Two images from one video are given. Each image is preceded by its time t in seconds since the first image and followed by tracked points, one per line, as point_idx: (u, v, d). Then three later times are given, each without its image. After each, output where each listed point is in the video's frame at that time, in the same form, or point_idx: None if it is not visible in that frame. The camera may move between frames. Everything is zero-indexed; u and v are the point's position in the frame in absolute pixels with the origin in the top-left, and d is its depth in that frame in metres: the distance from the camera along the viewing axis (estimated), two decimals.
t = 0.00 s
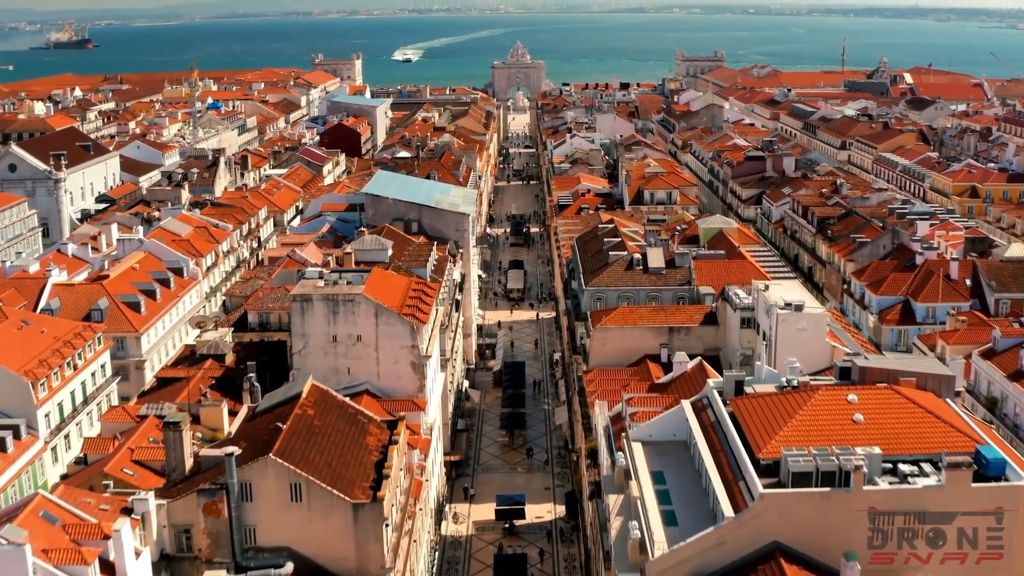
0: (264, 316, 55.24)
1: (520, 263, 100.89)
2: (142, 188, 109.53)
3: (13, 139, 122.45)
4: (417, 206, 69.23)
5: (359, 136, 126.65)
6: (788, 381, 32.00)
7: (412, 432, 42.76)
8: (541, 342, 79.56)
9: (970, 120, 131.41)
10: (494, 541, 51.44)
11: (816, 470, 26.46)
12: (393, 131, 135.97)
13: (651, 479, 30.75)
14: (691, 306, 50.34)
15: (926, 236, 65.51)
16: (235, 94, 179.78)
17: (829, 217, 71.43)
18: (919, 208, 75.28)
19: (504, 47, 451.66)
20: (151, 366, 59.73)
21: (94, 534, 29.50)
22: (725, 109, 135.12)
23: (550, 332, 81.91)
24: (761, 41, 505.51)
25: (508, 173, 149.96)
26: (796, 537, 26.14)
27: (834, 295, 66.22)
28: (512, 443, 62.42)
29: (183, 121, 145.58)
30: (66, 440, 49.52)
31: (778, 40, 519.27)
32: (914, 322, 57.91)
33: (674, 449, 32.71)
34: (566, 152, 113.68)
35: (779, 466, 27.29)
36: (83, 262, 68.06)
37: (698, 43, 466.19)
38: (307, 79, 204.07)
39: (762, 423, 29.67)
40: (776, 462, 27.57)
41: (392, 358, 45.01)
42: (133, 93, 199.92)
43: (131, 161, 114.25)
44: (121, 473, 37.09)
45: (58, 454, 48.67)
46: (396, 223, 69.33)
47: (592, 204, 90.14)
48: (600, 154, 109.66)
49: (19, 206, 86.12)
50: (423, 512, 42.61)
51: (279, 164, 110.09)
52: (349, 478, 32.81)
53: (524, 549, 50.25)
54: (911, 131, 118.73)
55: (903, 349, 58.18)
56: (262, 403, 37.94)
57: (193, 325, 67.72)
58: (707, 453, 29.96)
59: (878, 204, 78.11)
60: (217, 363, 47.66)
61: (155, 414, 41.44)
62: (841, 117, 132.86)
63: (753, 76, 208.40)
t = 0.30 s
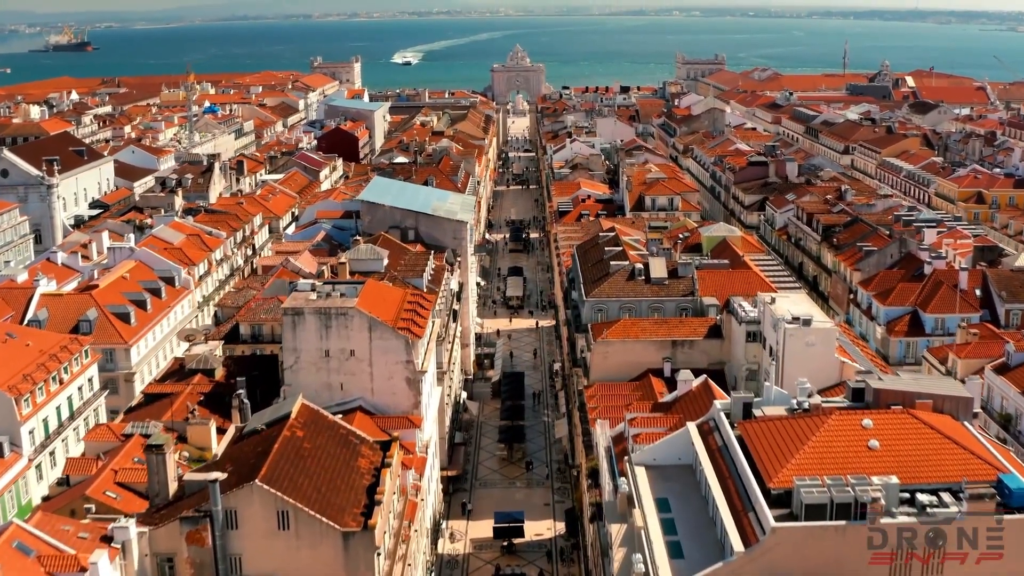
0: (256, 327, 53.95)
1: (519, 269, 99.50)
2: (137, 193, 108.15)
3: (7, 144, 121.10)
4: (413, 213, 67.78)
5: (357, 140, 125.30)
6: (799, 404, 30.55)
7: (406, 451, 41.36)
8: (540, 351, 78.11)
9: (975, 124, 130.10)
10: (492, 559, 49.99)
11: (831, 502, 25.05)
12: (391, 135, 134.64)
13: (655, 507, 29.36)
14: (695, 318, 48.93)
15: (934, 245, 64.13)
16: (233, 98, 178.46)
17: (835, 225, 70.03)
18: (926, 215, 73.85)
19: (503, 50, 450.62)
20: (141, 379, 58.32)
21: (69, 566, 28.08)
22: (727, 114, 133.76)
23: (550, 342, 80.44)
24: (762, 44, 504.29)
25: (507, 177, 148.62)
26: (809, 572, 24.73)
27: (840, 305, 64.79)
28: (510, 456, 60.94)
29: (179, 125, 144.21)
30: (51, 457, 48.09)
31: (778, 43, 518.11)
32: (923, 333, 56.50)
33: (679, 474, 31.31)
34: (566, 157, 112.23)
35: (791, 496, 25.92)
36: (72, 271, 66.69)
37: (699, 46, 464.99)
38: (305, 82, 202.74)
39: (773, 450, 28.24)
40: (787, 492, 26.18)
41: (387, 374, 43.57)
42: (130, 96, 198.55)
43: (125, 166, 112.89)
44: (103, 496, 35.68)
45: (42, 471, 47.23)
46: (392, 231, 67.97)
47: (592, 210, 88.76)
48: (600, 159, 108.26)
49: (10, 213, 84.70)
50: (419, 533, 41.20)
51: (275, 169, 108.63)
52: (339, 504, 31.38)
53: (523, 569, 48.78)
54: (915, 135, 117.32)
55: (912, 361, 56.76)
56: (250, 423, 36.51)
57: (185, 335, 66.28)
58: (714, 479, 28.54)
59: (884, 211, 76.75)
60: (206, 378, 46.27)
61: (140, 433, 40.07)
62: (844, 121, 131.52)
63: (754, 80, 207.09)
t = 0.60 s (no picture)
0: (248, 339, 52.68)
1: (519, 276, 98.14)
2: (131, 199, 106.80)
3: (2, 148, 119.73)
4: (410, 221, 66.29)
5: (355, 145, 123.93)
6: (811, 428, 29.21)
7: (401, 471, 39.95)
8: (540, 361, 76.67)
9: (979, 128, 128.74)
10: None
11: (847, 538, 23.65)
12: (389, 139, 133.25)
13: (660, 536, 27.98)
14: (699, 331, 47.50)
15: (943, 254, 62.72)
16: (231, 102, 177.14)
17: (840, 232, 68.60)
18: (933, 222, 72.45)
19: (503, 53, 449.61)
20: (131, 392, 56.92)
21: None
22: (729, 118, 132.37)
23: (550, 351, 79.01)
24: (763, 47, 503.21)
25: (507, 182, 147.31)
26: None
27: (846, 315, 63.41)
28: (510, 471, 59.46)
29: (176, 130, 142.81)
30: (36, 474, 46.71)
31: (779, 46, 516.96)
32: (932, 345, 55.15)
33: (684, 501, 29.90)
34: (566, 162, 110.81)
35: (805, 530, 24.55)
36: (62, 280, 65.30)
37: (699, 49, 463.85)
38: (304, 85, 201.47)
39: (784, 478, 26.84)
40: (801, 525, 24.80)
41: (381, 391, 42.13)
42: (128, 100, 197.13)
43: (120, 171, 111.53)
44: (84, 520, 34.30)
45: (27, 489, 45.83)
46: (389, 239, 66.34)
47: (592, 216, 87.38)
48: (601, 164, 106.87)
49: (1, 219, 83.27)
50: (414, 556, 39.80)
51: (272, 174, 107.14)
52: (329, 533, 29.96)
53: None
54: (919, 139, 115.94)
55: (921, 374, 55.42)
56: (237, 444, 35.08)
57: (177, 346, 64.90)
58: (722, 508, 27.10)
59: (890, 218, 75.37)
60: (195, 394, 44.89)
61: (124, 453, 38.68)
62: (847, 126, 130.20)
63: (755, 83, 205.78)
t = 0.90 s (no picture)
0: (240, 352, 51.41)
1: (519, 283, 96.73)
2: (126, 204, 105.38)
3: None
4: (407, 228, 64.79)
5: (353, 149, 122.48)
6: (825, 454, 27.84)
7: (396, 491, 38.49)
8: (540, 371, 75.23)
9: (984, 132, 127.37)
10: None
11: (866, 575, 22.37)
12: (388, 144, 131.82)
13: (666, 568, 26.58)
14: (704, 345, 46.09)
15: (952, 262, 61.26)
16: (229, 105, 175.63)
17: (847, 241, 67.16)
18: (941, 230, 71.02)
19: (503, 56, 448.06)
20: (120, 405, 55.46)
21: None
22: (731, 122, 131.02)
23: (550, 360, 77.56)
24: (764, 50, 501.89)
25: (507, 186, 145.91)
26: None
27: (853, 325, 61.99)
28: (509, 485, 58.01)
29: (172, 133, 141.31)
30: (19, 493, 45.23)
31: (780, 48, 515.68)
32: (943, 357, 53.72)
33: (691, 529, 28.49)
34: (567, 166, 109.35)
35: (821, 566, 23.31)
36: (51, 289, 63.85)
37: (700, 52, 462.47)
38: (302, 89, 200.11)
39: (798, 509, 25.54)
40: (815, 560, 23.60)
41: (375, 408, 40.67)
42: (124, 103, 195.73)
43: (115, 176, 110.11)
44: (64, 546, 32.85)
45: (10, 508, 44.39)
46: (385, 247, 64.85)
47: (593, 222, 85.96)
48: (602, 169, 105.46)
49: None
50: None
51: (268, 179, 105.67)
52: (317, 563, 28.55)
53: None
54: (923, 144, 114.44)
55: (931, 387, 54.03)
56: (225, 466, 33.68)
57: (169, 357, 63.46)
58: (732, 539, 25.63)
59: (896, 225, 73.95)
60: (184, 410, 43.51)
61: (108, 473, 37.24)
62: (850, 130, 128.84)
63: (756, 86, 204.40)
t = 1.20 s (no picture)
0: (232, 364, 50.11)
1: (518, 290, 95.34)
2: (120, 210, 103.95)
3: None
4: (404, 236, 63.32)
5: (351, 154, 121.10)
6: (840, 482, 26.62)
7: (390, 513, 37.03)
8: (540, 380, 73.79)
9: (989, 136, 126.02)
10: None
11: None
12: (386, 148, 130.47)
13: None
14: (709, 358, 44.68)
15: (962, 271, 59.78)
16: (226, 108, 174.20)
17: (854, 248, 65.71)
18: (949, 237, 69.59)
19: (503, 59, 446.71)
20: (108, 418, 54.07)
21: None
22: (733, 126, 129.67)
23: (550, 369, 76.07)
24: (764, 53, 500.79)
25: (506, 190, 144.55)
26: None
27: (861, 335, 60.58)
28: (508, 500, 56.55)
29: (168, 137, 139.86)
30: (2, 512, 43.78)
31: (781, 51, 514.56)
32: (953, 370, 52.30)
33: (699, 559, 27.04)
34: (567, 171, 107.91)
35: None
36: (40, 298, 62.40)
37: (701, 55, 461.24)
38: (301, 91, 198.80)
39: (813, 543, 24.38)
40: None
41: (369, 425, 39.21)
42: (122, 106, 194.33)
43: (109, 181, 108.73)
44: (42, 573, 31.31)
45: None
46: (382, 255, 63.39)
47: (594, 228, 84.61)
48: (602, 174, 104.06)
49: None
50: None
51: (264, 184, 103.98)
52: None
53: None
54: (928, 148, 113.06)
55: (942, 400, 52.57)
56: (211, 491, 32.29)
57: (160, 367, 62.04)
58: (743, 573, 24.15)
59: (903, 232, 72.57)
60: (171, 426, 42.14)
61: (91, 494, 35.77)
62: (854, 133, 127.49)
63: (758, 89, 203.08)
